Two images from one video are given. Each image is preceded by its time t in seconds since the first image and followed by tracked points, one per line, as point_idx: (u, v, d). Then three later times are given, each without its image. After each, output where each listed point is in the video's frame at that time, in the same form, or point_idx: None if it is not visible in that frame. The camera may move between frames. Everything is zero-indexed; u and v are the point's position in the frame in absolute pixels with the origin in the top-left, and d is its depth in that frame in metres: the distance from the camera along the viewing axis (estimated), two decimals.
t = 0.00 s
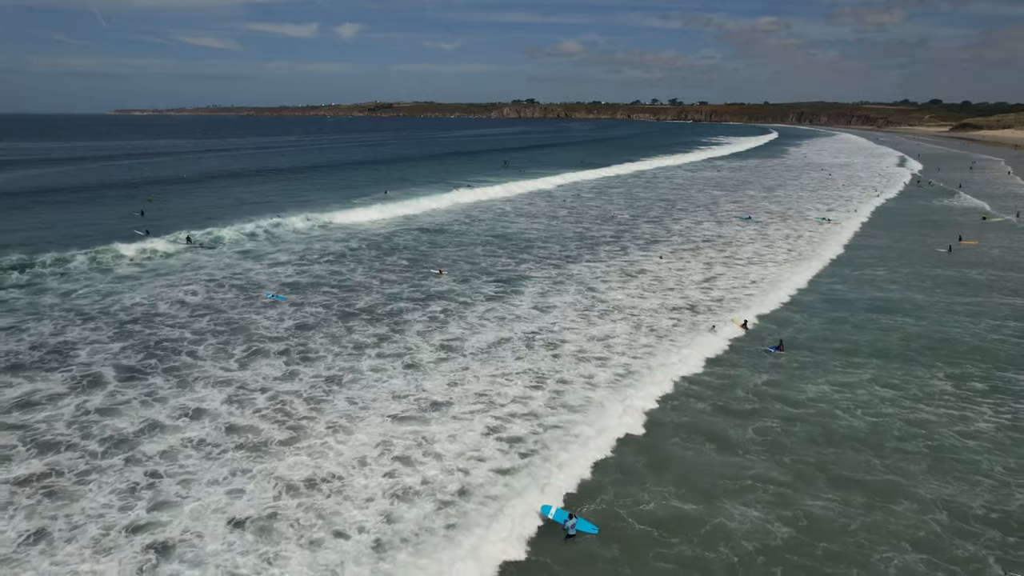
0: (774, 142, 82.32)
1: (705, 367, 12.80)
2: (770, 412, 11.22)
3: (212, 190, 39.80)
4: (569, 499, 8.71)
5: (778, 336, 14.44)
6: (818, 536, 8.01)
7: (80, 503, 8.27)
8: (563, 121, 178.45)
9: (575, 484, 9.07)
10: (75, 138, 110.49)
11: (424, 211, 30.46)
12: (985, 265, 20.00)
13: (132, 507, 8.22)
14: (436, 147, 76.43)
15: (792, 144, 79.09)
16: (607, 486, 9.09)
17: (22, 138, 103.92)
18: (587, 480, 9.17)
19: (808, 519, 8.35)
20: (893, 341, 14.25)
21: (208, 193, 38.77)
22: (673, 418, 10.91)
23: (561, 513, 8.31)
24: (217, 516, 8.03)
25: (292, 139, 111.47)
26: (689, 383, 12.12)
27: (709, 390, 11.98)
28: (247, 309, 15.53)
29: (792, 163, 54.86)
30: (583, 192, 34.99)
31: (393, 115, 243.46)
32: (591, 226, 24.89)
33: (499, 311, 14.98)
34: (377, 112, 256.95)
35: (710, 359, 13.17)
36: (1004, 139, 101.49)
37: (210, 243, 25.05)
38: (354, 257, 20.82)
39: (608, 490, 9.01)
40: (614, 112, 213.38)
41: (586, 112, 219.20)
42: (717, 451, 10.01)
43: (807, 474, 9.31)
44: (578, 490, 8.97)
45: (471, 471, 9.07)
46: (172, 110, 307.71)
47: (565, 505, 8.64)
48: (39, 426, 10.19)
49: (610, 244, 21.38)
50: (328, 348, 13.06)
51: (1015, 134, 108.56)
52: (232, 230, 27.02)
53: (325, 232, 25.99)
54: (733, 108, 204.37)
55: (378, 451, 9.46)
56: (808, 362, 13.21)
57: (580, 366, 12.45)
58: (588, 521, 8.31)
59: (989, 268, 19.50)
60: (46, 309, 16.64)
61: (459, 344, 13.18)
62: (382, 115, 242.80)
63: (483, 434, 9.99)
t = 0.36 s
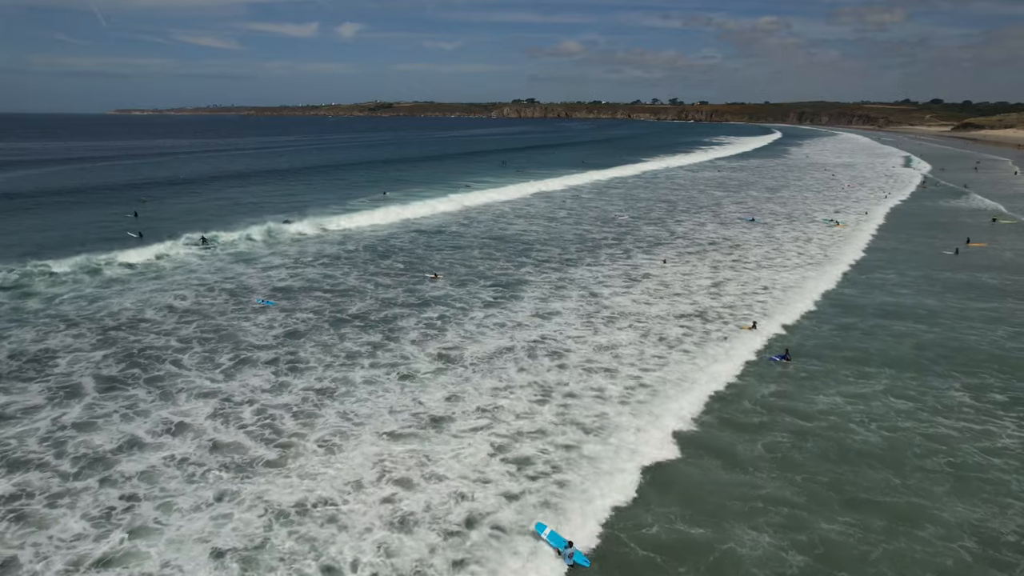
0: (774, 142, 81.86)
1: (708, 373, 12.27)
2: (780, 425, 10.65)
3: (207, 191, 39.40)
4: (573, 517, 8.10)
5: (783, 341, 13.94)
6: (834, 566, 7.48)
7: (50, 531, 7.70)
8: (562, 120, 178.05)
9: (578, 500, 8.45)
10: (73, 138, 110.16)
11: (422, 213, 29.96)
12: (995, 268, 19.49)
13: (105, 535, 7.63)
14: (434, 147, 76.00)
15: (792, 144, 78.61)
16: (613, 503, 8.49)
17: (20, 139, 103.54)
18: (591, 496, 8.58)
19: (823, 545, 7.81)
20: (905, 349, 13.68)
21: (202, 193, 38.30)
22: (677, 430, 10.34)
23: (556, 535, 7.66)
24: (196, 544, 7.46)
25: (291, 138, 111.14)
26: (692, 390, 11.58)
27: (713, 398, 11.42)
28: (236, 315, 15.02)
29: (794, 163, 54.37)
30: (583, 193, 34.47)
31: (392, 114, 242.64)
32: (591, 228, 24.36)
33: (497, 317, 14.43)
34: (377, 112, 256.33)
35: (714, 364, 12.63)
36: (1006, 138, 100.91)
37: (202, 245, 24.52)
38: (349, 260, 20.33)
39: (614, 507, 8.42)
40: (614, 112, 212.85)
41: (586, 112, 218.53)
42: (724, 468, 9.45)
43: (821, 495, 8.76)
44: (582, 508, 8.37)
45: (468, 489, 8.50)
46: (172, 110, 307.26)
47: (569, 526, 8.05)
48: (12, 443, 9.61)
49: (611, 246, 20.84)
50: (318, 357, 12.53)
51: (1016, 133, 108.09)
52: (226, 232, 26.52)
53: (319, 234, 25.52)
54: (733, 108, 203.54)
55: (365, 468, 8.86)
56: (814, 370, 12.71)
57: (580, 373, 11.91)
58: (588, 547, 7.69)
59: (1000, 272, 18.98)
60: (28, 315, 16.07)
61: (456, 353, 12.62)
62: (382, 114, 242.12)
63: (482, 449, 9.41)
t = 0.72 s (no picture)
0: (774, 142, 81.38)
1: (719, 383, 11.60)
2: (793, 441, 10.02)
3: (203, 192, 38.89)
4: (580, 543, 7.46)
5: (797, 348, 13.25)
6: None
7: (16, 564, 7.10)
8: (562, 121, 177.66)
9: (583, 523, 7.80)
10: (70, 138, 109.29)
11: (419, 213, 29.45)
12: (1006, 271, 18.97)
13: (75, 567, 7.04)
14: (432, 147, 75.51)
15: (792, 145, 78.15)
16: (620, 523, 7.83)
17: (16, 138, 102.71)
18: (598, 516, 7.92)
19: None
20: (918, 357, 13.11)
21: (197, 194, 37.81)
22: (687, 443, 9.65)
23: (557, 573, 6.89)
24: None
25: (289, 138, 110.40)
26: (702, 402, 10.91)
27: (725, 411, 10.72)
28: (225, 322, 14.48)
29: (796, 163, 53.81)
30: (583, 194, 33.95)
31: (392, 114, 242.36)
32: (591, 230, 23.86)
33: (495, 324, 13.91)
34: (376, 112, 256.06)
35: (724, 375, 11.93)
36: (1006, 139, 100.46)
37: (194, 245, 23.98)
38: (343, 263, 19.77)
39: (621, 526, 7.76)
40: (614, 112, 212.52)
41: (586, 112, 217.88)
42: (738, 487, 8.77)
43: (839, 520, 8.19)
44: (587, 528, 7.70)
45: (465, 512, 7.87)
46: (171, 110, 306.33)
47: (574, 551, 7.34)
48: None
49: (612, 249, 20.34)
50: (308, 366, 11.99)
51: (1017, 133, 107.68)
52: (219, 233, 25.98)
53: (314, 235, 25.03)
54: (734, 108, 202.83)
55: (353, 487, 8.26)
56: (829, 381, 12.05)
57: (584, 383, 11.27)
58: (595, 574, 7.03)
59: (1011, 276, 18.48)
60: (11, 321, 15.52)
61: (451, 361, 12.08)
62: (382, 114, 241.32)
63: (480, 466, 8.79)
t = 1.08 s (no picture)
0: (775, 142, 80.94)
1: (728, 392, 10.98)
2: (806, 459, 9.39)
3: (198, 193, 38.47)
4: (585, 570, 6.79)
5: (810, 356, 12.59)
6: None
7: None
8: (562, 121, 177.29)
9: (588, 545, 7.17)
10: (71, 137, 109.19)
11: (417, 214, 28.94)
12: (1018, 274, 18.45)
13: None
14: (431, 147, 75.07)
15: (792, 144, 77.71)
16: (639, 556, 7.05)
17: (15, 138, 102.49)
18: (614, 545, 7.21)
19: None
20: (935, 366, 12.49)
21: (192, 195, 37.29)
22: (693, 456, 9.08)
23: None
24: None
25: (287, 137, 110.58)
26: (709, 413, 10.30)
27: (732, 423, 10.10)
28: (212, 329, 13.95)
29: (798, 163, 53.32)
30: (582, 194, 33.44)
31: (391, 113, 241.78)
32: (591, 232, 23.35)
33: (492, 331, 13.37)
34: (376, 112, 255.59)
35: (731, 381, 11.35)
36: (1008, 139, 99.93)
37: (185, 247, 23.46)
38: (337, 266, 19.25)
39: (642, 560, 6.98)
40: (613, 111, 212.07)
41: (586, 112, 217.19)
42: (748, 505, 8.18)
43: (856, 546, 7.58)
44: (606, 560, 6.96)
45: (468, 542, 7.16)
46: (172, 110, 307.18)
47: None
48: None
49: (613, 252, 19.80)
50: (296, 377, 11.43)
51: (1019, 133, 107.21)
52: (212, 235, 25.46)
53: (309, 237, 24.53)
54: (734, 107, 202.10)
55: (346, 514, 7.54)
56: (840, 393, 11.44)
57: (585, 390, 10.69)
58: None
59: None
60: None
61: (446, 371, 11.53)
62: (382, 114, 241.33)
63: (482, 488, 8.07)
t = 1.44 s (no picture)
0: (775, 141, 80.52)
1: (739, 400, 10.42)
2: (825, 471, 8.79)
3: (194, 193, 38.02)
4: None
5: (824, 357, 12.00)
6: None
7: None
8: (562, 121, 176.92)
9: None
10: (68, 138, 109.12)
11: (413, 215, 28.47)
12: None
13: None
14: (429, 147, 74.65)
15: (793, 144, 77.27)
16: None
17: (13, 138, 102.21)
18: None
19: None
20: (959, 368, 11.81)
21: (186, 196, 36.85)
22: (706, 470, 8.50)
23: None
24: None
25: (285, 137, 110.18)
26: (721, 421, 9.69)
27: (745, 433, 9.52)
28: (199, 337, 13.48)
29: (799, 163, 52.84)
30: (582, 194, 32.97)
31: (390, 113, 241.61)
32: (591, 233, 22.88)
33: (489, 339, 12.87)
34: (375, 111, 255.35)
35: (742, 388, 10.76)
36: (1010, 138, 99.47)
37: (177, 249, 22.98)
38: (331, 269, 18.78)
39: None
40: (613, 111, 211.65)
41: (587, 112, 216.60)
42: (768, 523, 7.56)
43: None
44: None
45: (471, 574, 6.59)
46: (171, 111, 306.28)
47: None
48: None
49: (613, 255, 19.31)
50: (284, 389, 10.90)
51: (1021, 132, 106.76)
52: (204, 236, 24.99)
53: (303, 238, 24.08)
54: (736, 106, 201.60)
55: (340, 545, 7.01)
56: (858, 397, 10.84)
57: (589, 402, 10.11)
58: None
59: None
60: None
61: (442, 383, 10.98)
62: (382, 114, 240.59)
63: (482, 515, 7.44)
